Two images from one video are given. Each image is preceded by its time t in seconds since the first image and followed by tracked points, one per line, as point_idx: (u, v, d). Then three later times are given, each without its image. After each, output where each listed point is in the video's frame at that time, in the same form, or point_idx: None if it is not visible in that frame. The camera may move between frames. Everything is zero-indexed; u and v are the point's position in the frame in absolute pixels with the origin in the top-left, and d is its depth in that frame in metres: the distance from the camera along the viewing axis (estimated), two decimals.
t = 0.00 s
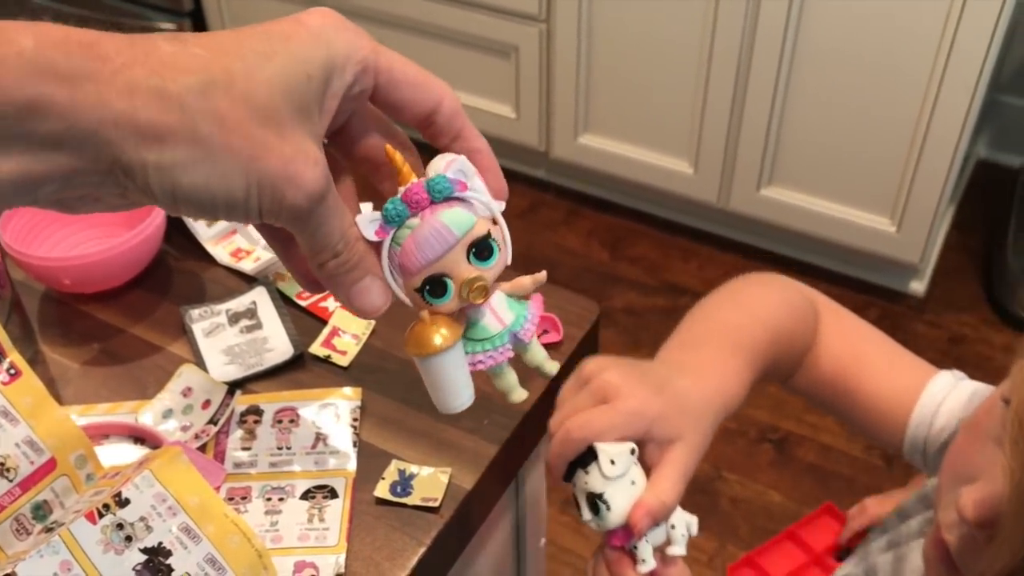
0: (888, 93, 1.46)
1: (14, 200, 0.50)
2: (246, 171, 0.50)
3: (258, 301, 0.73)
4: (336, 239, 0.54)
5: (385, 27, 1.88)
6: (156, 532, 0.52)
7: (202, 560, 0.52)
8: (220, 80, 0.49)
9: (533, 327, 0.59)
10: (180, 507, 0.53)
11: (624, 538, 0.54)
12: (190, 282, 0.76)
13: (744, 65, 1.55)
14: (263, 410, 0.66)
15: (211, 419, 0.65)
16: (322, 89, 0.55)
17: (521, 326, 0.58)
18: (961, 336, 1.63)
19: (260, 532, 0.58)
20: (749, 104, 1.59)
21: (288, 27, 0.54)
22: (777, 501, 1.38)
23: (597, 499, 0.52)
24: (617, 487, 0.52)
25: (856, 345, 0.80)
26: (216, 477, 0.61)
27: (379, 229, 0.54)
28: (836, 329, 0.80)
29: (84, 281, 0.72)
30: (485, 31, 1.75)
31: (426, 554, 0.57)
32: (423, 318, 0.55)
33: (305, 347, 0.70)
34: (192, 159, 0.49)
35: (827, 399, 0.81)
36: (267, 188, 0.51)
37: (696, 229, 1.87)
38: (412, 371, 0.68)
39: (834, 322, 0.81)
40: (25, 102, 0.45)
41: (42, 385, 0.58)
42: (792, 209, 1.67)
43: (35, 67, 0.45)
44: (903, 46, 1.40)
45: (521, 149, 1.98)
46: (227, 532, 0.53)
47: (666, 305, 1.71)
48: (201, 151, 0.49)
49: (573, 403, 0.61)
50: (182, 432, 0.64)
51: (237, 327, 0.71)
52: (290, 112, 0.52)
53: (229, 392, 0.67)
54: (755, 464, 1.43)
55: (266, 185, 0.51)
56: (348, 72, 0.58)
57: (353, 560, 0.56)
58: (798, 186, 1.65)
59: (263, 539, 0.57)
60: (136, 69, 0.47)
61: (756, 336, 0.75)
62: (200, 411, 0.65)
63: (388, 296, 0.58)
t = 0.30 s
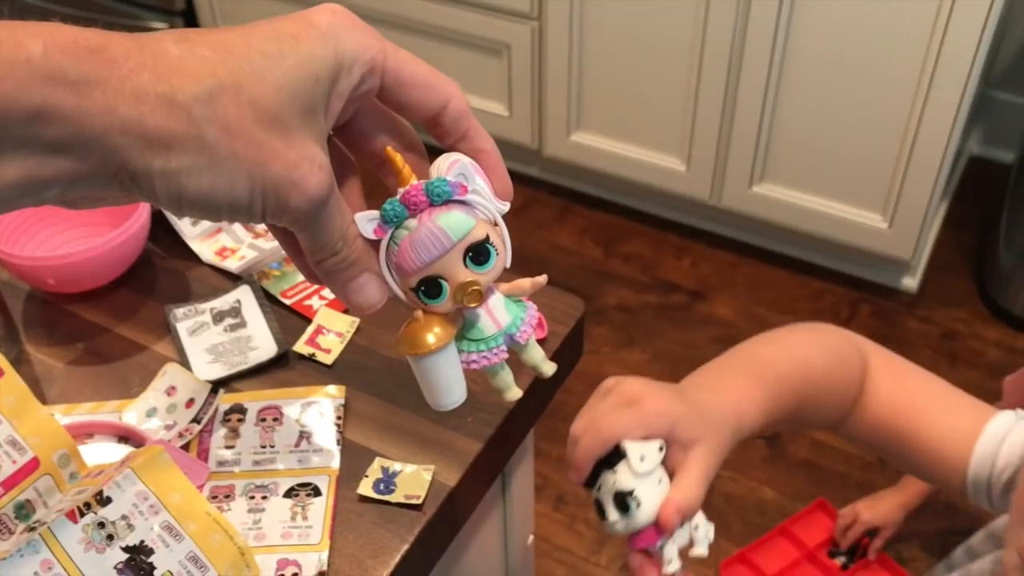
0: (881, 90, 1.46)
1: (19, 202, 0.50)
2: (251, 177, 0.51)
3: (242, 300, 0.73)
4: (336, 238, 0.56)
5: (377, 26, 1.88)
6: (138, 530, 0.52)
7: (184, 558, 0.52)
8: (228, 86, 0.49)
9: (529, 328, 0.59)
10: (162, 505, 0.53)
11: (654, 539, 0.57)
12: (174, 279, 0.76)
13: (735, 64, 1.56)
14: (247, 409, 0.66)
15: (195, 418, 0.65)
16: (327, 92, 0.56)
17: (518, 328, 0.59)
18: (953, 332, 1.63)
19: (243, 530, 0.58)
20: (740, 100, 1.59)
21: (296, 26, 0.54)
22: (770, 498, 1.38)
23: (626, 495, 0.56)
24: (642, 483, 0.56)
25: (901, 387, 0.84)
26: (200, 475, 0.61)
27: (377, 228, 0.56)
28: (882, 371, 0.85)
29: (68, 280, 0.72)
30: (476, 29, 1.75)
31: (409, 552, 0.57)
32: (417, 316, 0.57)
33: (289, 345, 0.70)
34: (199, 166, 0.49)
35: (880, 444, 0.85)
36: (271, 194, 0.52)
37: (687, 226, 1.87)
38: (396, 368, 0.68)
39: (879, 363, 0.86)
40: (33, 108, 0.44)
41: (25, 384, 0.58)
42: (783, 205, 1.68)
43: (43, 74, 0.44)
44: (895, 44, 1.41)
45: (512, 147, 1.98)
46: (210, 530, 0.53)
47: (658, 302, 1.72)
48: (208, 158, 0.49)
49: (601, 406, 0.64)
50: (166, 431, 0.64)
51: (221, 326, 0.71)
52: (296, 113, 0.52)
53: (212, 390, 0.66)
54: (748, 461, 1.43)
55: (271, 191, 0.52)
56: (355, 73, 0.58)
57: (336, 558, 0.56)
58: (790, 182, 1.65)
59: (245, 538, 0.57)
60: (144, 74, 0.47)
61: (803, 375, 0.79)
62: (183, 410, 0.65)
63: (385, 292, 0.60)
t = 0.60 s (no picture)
0: (878, 91, 1.47)
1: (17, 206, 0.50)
2: (248, 182, 0.50)
3: (245, 301, 0.73)
4: (333, 243, 0.55)
5: (376, 26, 1.88)
6: (144, 532, 0.52)
7: (189, 559, 0.52)
8: (225, 89, 0.49)
9: (527, 331, 0.59)
10: (167, 507, 0.53)
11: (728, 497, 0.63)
12: (175, 282, 0.76)
13: (733, 64, 1.56)
14: (250, 410, 0.66)
15: (199, 419, 0.65)
16: (325, 97, 0.55)
17: (515, 332, 0.59)
18: (951, 331, 1.63)
19: (248, 532, 0.58)
20: (738, 100, 1.59)
21: (293, 31, 0.54)
22: (769, 497, 1.38)
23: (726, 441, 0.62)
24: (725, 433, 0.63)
25: (925, 414, 0.87)
26: (205, 476, 0.61)
27: (374, 232, 0.56)
28: (909, 398, 0.88)
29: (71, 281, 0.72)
30: (475, 30, 1.75)
31: (415, 553, 0.57)
32: (415, 320, 0.57)
33: (292, 346, 0.70)
34: (196, 170, 0.49)
35: (905, 469, 0.88)
36: (268, 198, 0.51)
37: (686, 225, 1.87)
38: (399, 369, 0.68)
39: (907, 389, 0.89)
40: (28, 114, 0.45)
41: (28, 386, 0.58)
42: (782, 204, 1.68)
43: (39, 77, 0.44)
44: (893, 42, 1.41)
45: (511, 146, 1.98)
46: (215, 531, 0.53)
47: (656, 301, 1.72)
48: (205, 162, 0.49)
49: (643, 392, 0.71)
50: (169, 432, 0.64)
51: (224, 327, 0.71)
52: (294, 116, 0.52)
53: (216, 392, 0.66)
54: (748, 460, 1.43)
55: (268, 194, 0.51)
56: (353, 76, 0.58)
57: (341, 559, 0.56)
58: (788, 182, 1.65)
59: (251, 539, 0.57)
60: (141, 78, 0.47)
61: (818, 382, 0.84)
62: (187, 412, 0.65)
63: (383, 296, 0.59)
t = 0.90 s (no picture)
0: (879, 92, 1.47)
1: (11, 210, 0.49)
2: (244, 186, 0.50)
3: (255, 301, 0.73)
4: (332, 247, 0.55)
5: (376, 27, 1.88)
6: (158, 534, 0.52)
7: (204, 561, 0.52)
8: (220, 92, 0.49)
9: (524, 332, 0.60)
10: (181, 508, 0.53)
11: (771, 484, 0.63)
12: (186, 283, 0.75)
13: (735, 63, 1.56)
14: (262, 410, 0.65)
15: (210, 420, 0.65)
16: (318, 102, 0.55)
17: (514, 332, 0.60)
18: (954, 328, 1.63)
19: (261, 533, 0.58)
20: (740, 99, 1.59)
21: (288, 34, 0.54)
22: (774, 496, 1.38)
23: (770, 430, 0.62)
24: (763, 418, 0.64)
25: (927, 406, 0.88)
26: (217, 477, 0.61)
27: (373, 234, 0.56)
28: (911, 390, 0.89)
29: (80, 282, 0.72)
30: (476, 30, 1.76)
31: (429, 553, 0.57)
32: (415, 322, 0.57)
33: (303, 346, 0.70)
34: (193, 172, 0.49)
35: (908, 461, 0.89)
36: (264, 202, 0.51)
37: (687, 224, 1.87)
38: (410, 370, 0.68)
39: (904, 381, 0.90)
40: (23, 117, 0.44)
41: (40, 388, 0.58)
42: (784, 203, 1.68)
43: (33, 80, 0.44)
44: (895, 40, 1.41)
45: (512, 146, 1.98)
46: (229, 532, 0.53)
47: (659, 301, 1.71)
48: (201, 164, 0.49)
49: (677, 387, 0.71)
50: (181, 433, 0.64)
51: (234, 327, 0.71)
52: (288, 120, 0.52)
53: (227, 393, 0.66)
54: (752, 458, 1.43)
55: (264, 198, 0.51)
56: (347, 80, 0.58)
57: (355, 560, 0.56)
58: (790, 180, 1.65)
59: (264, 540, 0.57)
60: (136, 81, 0.46)
61: (836, 379, 0.83)
62: (198, 412, 0.65)
63: (383, 299, 0.59)
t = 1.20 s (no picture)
0: (879, 86, 1.46)
1: None
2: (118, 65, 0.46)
3: (259, 323, 0.73)
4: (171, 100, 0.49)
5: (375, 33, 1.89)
6: (165, 566, 0.52)
7: None
8: None
9: (435, 170, 0.47)
10: (188, 540, 0.53)
11: (802, 493, 0.64)
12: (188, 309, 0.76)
13: (734, 63, 1.56)
14: (268, 435, 0.65)
15: (216, 445, 0.64)
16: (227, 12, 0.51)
17: (426, 168, 0.46)
18: (959, 325, 1.63)
19: (269, 561, 0.57)
20: (740, 98, 1.59)
21: None
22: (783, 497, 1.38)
23: (801, 441, 0.63)
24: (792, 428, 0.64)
25: (923, 424, 0.83)
26: (223, 505, 0.60)
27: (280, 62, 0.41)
28: (907, 409, 0.84)
29: (82, 307, 0.72)
30: (474, 34, 1.76)
31: None
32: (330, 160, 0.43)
33: (307, 369, 0.70)
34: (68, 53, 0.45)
35: (912, 484, 0.84)
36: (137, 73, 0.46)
37: (690, 225, 1.87)
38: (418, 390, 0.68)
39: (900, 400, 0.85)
40: None
41: (43, 416, 0.56)
42: (786, 202, 1.67)
43: None
44: (894, 36, 1.40)
45: (512, 150, 1.98)
46: (237, 563, 0.53)
47: (663, 303, 1.71)
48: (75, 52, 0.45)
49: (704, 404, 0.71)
50: (187, 460, 0.63)
51: (238, 349, 0.71)
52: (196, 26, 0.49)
53: (233, 417, 0.66)
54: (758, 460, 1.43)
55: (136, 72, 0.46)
56: None
57: None
58: (792, 180, 1.65)
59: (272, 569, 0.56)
60: None
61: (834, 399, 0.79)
62: (203, 438, 0.65)
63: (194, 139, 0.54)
